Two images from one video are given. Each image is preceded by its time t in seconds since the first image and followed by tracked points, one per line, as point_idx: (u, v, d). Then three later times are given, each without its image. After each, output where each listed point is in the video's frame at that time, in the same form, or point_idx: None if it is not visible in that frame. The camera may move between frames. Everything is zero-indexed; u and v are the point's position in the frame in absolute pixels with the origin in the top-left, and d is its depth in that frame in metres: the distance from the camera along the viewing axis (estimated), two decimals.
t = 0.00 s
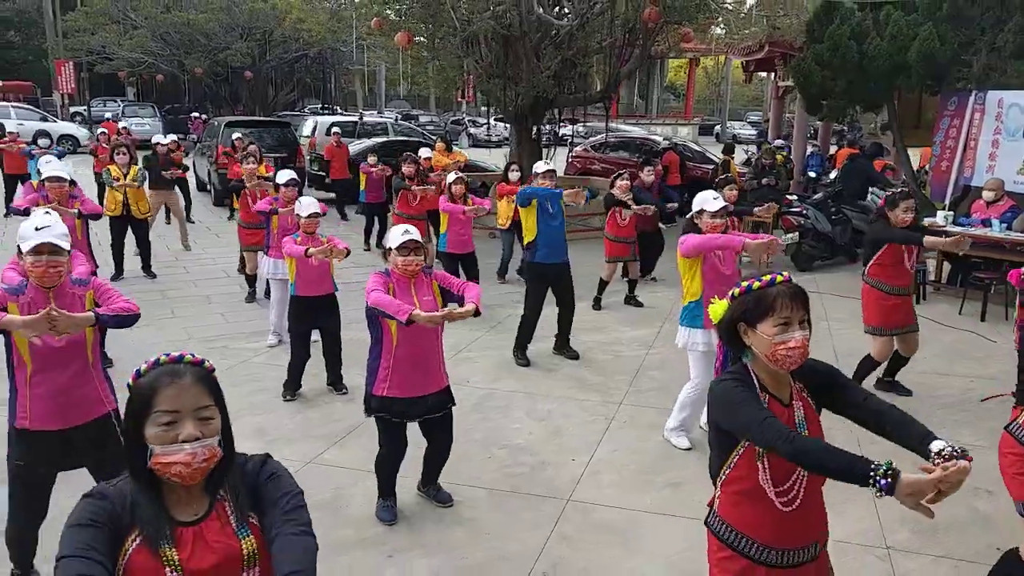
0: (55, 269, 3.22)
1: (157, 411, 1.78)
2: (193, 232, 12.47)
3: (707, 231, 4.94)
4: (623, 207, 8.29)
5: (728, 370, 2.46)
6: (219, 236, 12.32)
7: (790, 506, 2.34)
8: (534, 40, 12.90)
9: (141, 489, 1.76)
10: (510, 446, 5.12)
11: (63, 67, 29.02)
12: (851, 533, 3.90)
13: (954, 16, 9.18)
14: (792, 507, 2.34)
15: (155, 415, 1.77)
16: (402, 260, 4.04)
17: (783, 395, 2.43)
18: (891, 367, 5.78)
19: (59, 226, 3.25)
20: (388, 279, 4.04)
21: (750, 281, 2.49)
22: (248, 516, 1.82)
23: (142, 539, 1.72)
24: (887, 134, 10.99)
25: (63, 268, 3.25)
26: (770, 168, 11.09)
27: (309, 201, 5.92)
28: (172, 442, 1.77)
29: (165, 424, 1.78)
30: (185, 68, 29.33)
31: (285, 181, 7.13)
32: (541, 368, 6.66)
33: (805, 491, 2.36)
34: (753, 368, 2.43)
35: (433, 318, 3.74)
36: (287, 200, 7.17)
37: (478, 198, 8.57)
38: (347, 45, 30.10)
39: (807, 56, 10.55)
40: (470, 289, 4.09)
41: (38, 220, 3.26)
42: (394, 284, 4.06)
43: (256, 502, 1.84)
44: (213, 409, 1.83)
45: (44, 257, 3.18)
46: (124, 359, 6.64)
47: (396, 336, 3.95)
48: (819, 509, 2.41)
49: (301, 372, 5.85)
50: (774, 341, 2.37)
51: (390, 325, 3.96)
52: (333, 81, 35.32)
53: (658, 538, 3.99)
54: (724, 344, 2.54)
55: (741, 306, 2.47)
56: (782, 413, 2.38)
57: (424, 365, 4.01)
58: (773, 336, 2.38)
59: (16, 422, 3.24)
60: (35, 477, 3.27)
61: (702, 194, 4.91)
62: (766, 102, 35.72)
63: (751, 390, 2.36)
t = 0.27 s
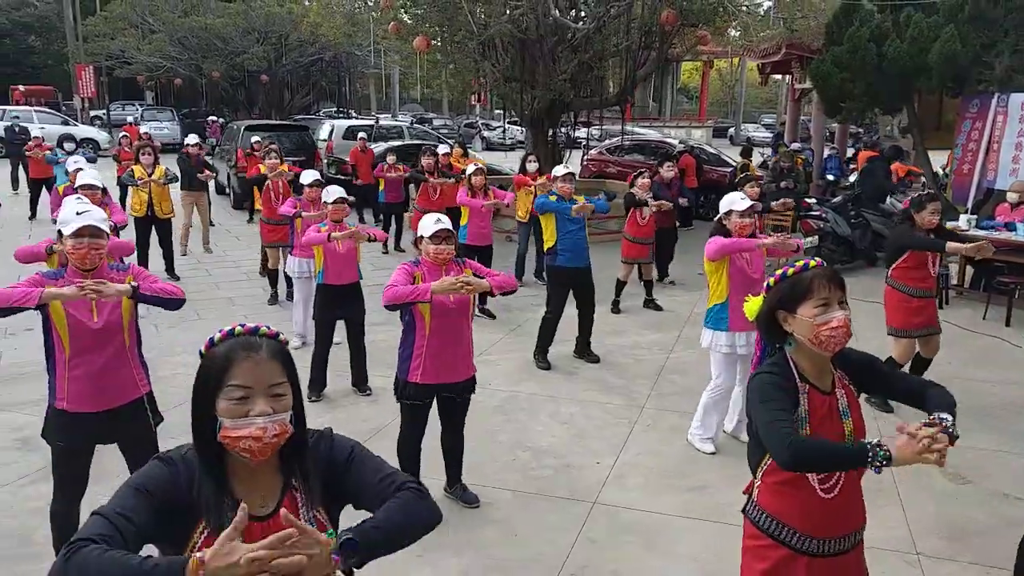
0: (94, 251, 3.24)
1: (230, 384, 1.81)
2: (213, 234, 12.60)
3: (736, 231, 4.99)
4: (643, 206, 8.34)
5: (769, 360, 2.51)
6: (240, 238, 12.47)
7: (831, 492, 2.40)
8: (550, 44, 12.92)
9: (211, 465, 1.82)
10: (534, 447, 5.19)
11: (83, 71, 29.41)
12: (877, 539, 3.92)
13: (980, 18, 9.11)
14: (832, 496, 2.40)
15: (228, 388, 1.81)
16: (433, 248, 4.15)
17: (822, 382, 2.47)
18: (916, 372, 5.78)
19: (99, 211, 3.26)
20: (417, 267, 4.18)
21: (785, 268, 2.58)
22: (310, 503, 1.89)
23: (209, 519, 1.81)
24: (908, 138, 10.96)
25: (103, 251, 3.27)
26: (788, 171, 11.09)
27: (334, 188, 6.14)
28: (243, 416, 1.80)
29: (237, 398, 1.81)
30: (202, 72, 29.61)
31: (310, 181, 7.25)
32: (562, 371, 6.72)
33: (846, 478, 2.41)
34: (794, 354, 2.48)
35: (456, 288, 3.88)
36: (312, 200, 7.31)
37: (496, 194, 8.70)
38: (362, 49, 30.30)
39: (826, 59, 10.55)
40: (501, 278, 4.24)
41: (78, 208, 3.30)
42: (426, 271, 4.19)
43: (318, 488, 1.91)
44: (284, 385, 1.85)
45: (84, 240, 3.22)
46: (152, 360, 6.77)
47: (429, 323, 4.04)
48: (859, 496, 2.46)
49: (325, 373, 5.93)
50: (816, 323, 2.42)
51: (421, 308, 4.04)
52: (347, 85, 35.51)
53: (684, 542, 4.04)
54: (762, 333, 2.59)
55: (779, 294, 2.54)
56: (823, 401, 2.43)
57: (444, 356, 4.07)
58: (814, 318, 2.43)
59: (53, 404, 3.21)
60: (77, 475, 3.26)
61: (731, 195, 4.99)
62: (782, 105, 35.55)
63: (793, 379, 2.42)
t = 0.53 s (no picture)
0: (136, 256, 3.30)
1: (289, 407, 1.81)
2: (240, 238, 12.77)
3: (777, 234, 4.91)
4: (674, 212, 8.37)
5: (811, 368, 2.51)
6: (267, 241, 12.62)
7: (875, 508, 2.38)
8: (575, 50, 12.96)
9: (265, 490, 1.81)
10: (561, 453, 5.20)
11: (114, 77, 29.96)
12: (909, 551, 3.89)
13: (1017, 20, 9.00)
14: (876, 511, 2.38)
15: (287, 411, 1.81)
16: (464, 253, 4.18)
17: (869, 395, 2.46)
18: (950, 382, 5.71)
19: (138, 215, 3.33)
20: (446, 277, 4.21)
21: (825, 276, 2.59)
22: (358, 526, 1.89)
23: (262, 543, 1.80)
24: (939, 143, 10.82)
25: (144, 255, 3.33)
26: (816, 177, 11.00)
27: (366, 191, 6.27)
28: (300, 439, 1.81)
29: (295, 421, 1.81)
30: (230, 77, 29.99)
31: (338, 185, 7.32)
32: (589, 376, 6.72)
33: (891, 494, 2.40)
34: (838, 365, 2.48)
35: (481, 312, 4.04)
36: (340, 203, 7.39)
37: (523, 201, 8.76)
38: (387, 55, 30.55)
39: (855, 63, 10.48)
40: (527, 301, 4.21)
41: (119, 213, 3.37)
42: (455, 277, 4.22)
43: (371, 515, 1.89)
44: (341, 410, 1.85)
45: (126, 244, 3.28)
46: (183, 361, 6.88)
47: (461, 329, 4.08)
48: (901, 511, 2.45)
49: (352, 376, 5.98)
50: (862, 329, 2.41)
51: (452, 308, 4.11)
52: (372, 90, 35.79)
53: (714, 550, 4.03)
54: (804, 342, 2.59)
55: (822, 301, 2.54)
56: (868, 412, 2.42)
57: (474, 360, 4.09)
58: (859, 324, 2.42)
59: (95, 404, 3.30)
60: (115, 477, 3.38)
61: (768, 198, 4.93)
62: (809, 110, 35.22)
63: (835, 391, 2.42)
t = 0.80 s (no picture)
0: (206, 257, 3.38)
1: (343, 408, 1.83)
2: (294, 243, 12.97)
3: (836, 245, 4.83)
4: (728, 222, 8.14)
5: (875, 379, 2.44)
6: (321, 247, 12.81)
7: (944, 522, 2.29)
8: (628, 58, 12.86)
9: (322, 479, 1.85)
10: (616, 464, 5.13)
11: (175, 87, 30.91)
12: None
13: None
14: (945, 525, 2.29)
15: (341, 412, 1.84)
16: (520, 264, 4.16)
17: (934, 404, 2.40)
18: None
19: (209, 219, 3.39)
20: (506, 280, 4.19)
21: (904, 288, 2.47)
22: (413, 508, 1.89)
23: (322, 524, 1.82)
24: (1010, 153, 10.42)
25: (213, 258, 3.41)
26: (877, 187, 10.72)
27: (422, 206, 6.19)
28: (354, 438, 1.83)
29: (349, 421, 1.84)
30: (285, 87, 30.64)
31: (394, 194, 7.42)
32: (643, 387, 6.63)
33: (962, 509, 2.31)
34: (904, 377, 2.40)
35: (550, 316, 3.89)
36: (395, 211, 7.44)
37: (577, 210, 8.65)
38: (438, 65, 30.85)
39: (920, 70, 10.20)
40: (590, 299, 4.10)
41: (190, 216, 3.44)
42: (512, 286, 4.19)
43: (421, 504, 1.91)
44: (392, 410, 1.87)
45: (196, 247, 3.35)
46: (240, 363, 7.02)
47: (516, 339, 4.07)
48: (975, 528, 2.35)
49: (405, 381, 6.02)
50: (930, 350, 2.32)
51: (508, 319, 4.09)
52: (422, 99, 36.15)
53: (777, 568, 3.91)
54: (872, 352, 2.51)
55: (895, 314, 2.44)
56: (937, 423, 2.36)
57: (529, 371, 4.07)
58: (929, 344, 2.33)
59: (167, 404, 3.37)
60: (181, 478, 3.43)
61: (830, 206, 4.79)
62: (866, 119, 34.37)
63: (904, 401, 2.34)
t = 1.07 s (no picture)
0: (290, 268, 3.50)
1: (446, 391, 1.90)
2: (352, 246, 13.18)
3: (909, 264, 4.68)
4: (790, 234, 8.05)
5: (965, 407, 2.44)
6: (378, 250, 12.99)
7: None
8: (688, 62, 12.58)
9: (424, 467, 1.90)
10: (680, 471, 5.06)
11: (236, 93, 31.74)
12: None
13: None
14: None
15: (444, 394, 1.90)
16: (589, 269, 4.10)
17: None
18: None
19: (294, 231, 3.49)
20: (574, 288, 4.17)
21: (995, 318, 2.49)
22: (513, 500, 1.92)
23: (425, 515, 1.86)
24: None
25: (297, 269, 3.53)
26: (948, 195, 10.38)
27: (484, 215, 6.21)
28: (457, 421, 1.89)
29: (452, 403, 1.90)
30: (342, 93, 31.15)
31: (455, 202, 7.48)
32: (705, 394, 6.54)
33: None
34: (994, 404, 2.42)
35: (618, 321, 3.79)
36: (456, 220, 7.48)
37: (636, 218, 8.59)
38: (492, 70, 31.01)
39: (995, 75, 9.84)
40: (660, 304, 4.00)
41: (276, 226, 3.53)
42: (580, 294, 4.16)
43: (521, 492, 1.95)
44: (491, 393, 1.94)
45: (281, 258, 3.47)
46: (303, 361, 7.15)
47: (584, 347, 4.03)
48: None
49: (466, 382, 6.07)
50: None
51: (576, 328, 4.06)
52: (476, 104, 36.37)
53: None
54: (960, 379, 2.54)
55: (986, 343, 2.47)
56: None
57: (598, 375, 4.03)
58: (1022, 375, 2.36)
59: (249, 405, 3.51)
60: (259, 469, 3.53)
61: (902, 224, 4.67)
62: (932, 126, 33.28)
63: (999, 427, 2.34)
